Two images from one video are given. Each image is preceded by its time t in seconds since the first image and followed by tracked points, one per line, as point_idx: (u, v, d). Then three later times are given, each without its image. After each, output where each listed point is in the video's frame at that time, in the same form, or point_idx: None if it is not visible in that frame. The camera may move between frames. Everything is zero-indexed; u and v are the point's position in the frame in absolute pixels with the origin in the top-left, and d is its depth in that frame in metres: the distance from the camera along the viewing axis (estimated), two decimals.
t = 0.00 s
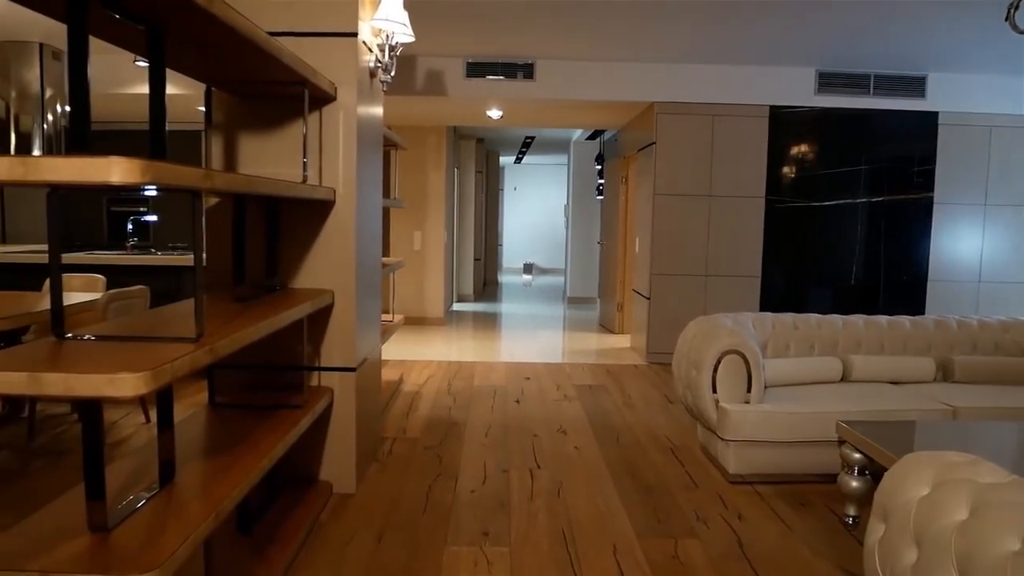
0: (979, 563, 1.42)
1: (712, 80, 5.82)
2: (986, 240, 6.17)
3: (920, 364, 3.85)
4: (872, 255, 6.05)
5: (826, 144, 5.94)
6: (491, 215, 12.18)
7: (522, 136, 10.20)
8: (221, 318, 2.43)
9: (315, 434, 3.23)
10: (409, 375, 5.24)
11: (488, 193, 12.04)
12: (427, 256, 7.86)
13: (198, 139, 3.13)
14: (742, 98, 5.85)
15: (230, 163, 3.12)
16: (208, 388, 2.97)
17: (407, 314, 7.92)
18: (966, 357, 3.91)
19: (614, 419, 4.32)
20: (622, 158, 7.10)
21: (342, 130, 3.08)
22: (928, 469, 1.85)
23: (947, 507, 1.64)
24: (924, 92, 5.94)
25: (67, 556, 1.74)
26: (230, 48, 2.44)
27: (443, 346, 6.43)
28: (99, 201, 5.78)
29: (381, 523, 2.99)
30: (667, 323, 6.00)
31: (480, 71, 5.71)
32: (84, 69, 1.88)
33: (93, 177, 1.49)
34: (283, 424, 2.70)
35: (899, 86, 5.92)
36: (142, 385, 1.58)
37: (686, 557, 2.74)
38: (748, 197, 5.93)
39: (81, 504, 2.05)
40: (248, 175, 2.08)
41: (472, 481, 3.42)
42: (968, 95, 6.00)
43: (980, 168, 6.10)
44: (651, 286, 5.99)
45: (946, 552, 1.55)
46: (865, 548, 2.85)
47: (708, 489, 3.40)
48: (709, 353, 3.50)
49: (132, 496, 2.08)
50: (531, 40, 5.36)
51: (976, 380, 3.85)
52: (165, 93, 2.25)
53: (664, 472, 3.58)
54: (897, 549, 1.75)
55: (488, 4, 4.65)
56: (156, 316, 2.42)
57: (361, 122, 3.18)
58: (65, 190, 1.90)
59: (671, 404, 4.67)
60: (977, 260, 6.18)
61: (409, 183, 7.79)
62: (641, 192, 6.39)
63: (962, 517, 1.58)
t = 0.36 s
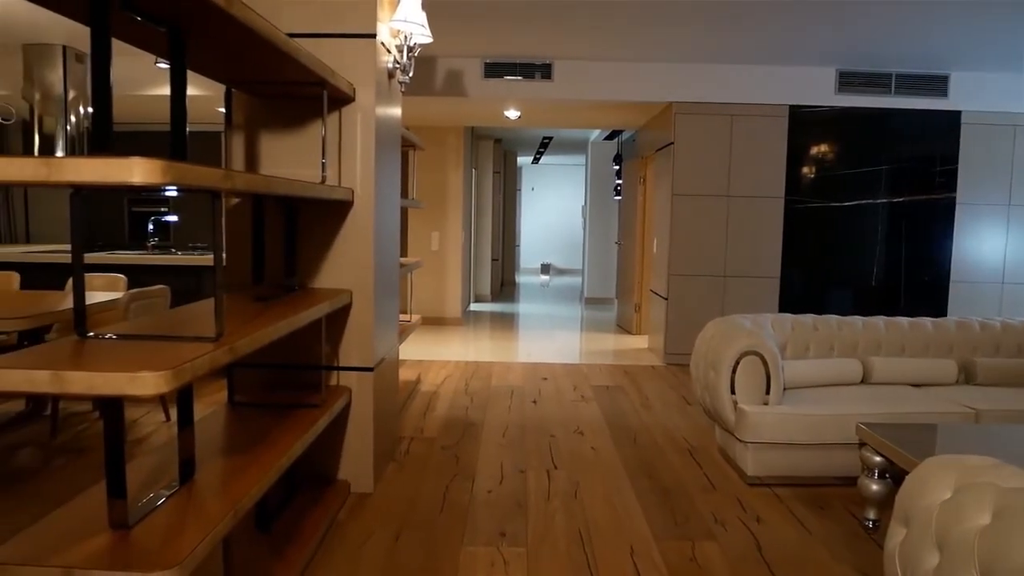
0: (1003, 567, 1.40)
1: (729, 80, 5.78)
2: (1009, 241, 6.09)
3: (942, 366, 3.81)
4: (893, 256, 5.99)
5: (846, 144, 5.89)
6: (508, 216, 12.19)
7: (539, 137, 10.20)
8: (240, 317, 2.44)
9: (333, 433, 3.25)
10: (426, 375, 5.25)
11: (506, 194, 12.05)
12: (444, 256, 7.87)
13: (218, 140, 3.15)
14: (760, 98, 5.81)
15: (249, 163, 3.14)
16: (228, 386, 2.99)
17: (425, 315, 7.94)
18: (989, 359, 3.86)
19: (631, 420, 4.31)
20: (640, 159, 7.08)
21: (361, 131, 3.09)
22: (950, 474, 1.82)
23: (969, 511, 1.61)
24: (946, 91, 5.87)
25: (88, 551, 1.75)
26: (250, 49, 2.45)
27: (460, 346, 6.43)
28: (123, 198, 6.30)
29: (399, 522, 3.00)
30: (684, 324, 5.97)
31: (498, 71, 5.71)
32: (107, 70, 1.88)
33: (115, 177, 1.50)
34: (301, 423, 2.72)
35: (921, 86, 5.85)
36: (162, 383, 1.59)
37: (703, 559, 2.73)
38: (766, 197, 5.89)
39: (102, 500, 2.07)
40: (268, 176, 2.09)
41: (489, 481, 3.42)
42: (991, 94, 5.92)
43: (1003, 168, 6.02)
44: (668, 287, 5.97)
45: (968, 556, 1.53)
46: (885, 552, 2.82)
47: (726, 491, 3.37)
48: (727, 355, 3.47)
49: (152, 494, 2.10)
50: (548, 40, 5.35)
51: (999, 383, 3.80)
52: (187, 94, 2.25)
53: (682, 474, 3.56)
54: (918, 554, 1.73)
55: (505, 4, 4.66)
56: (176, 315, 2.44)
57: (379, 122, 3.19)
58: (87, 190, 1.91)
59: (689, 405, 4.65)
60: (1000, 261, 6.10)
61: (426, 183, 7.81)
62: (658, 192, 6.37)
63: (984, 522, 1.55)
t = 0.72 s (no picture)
0: None
1: (749, 80, 5.73)
2: None
3: (967, 369, 3.76)
4: (917, 258, 5.92)
5: (869, 144, 5.83)
6: (528, 216, 12.18)
7: (560, 137, 10.19)
8: (261, 317, 2.46)
9: (353, 432, 3.26)
10: (446, 375, 5.26)
11: (526, 195, 12.05)
12: (463, 257, 7.89)
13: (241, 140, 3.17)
14: (780, 97, 5.76)
15: (271, 164, 3.16)
16: (249, 385, 3.01)
17: (445, 315, 7.96)
18: (1016, 363, 3.80)
19: (651, 422, 4.29)
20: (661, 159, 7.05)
21: (381, 132, 3.10)
22: (975, 477, 1.79)
23: (995, 516, 1.59)
24: (972, 90, 5.79)
25: (111, 546, 1.77)
26: (272, 51, 2.47)
27: (480, 347, 6.44)
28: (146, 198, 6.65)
29: (418, 522, 3.00)
30: (705, 325, 5.94)
31: (519, 71, 5.71)
32: (132, 71, 1.90)
33: (138, 179, 1.52)
34: (322, 423, 2.73)
35: (946, 84, 5.77)
36: (185, 382, 1.60)
37: (723, 562, 2.70)
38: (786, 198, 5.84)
39: (127, 496, 2.09)
40: (289, 177, 2.11)
41: (508, 482, 3.41)
42: (1019, 92, 5.83)
43: None
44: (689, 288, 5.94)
45: (997, 562, 1.51)
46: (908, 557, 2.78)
47: (746, 494, 3.34)
48: (748, 356, 3.45)
49: (174, 491, 2.11)
50: (567, 40, 5.34)
51: None
52: (210, 95, 2.25)
53: (702, 476, 3.53)
54: (943, 560, 1.71)
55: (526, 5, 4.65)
56: (198, 314, 2.46)
57: (399, 124, 3.20)
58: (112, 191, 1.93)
59: (709, 407, 4.62)
60: None
61: (446, 184, 7.83)
62: (679, 193, 6.34)
63: (1011, 528, 1.53)
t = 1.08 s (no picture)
0: None
1: (772, 80, 5.68)
2: None
3: (997, 372, 3.69)
4: (945, 259, 5.84)
5: (897, 143, 5.75)
6: (551, 216, 12.17)
7: (582, 138, 10.17)
8: (286, 317, 2.47)
9: (376, 431, 3.28)
10: (469, 375, 5.27)
11: (548, 195, 12.05)
12: (486, 257, 7.89)
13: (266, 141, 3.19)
14: (804, 97, 5.70)
15: (295, 165, 3.18)
16: (274, 384, 3.03)
17: (467, 315, 7.98)
18: None
19: (674, 424, 4.26)
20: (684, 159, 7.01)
21: (404, 132, 3.11)
22: (1005, 482, 1.76)
23: None
24: (1003, 88, 5.69)
25: (138, 541, 1.79)
26: (297, 52, 2.48)
27: (502, 347, 6.45)
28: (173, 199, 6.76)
29: (441, 521, 3.01)
30: (728, 327, 5.89)
31: (542, 71, 5.70)
32: (160, 72, 1.91)
33: (166, 180, 1.53)
34: (345, 422, 2.74)
35: (976, 83, 5.68)
36: (211, 380, 1.62)
37: (748, 566, 2.68)
38: (810, 198, 5.77)
39: (154, 492, 2.11)
40: (313, 178, 2.12)
41: (531, 482, 3.41)
42: None
43: None
44: (713, 289, 5.89)
45: None
46: (935, 563, 2.73)
47: (771, 497, 3.31)
48: (773, 359, 3.41)
49: (200, 489, 2.13)
50: (590, 41, 5.32)
51: None
52: (235, 96, 2.26)
53: (725, 479, 3.50)
54: (973, 567, 1.68)
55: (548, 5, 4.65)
56: (224, 314, 2.47)
57: (423, 124, 3.21)
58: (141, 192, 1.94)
59: (733, 409, 4.58)
60: None
61: (468, 185, 7.85)
62: (703, 193, 6.30)
63: None
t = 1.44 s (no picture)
0: None
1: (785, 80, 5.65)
2: None
3: (1015, 375, 3.65)
4: (962, 260, 5.78)
5: (913, 143, 5.71)
6: (564, 217, 12.16)
7: (596, 138, 10.15)
8: (300, 317, 2.48)
9: (389, 430, 3.28)
10: (482, 376, 5.28)
11: (562, 196, 12.04)
12: (499, 258, 7.90)
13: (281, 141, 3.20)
14: (818, 96, 5.66)
15: (310, 165, 3.18)
16: (288, 384, 3.04)
17: (480, 315, 7.99)
18: None
19: (688, 425, 4.25)
20: (698, 159, 6.98)
21: (418, 133, 3.12)
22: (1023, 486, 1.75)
23: None
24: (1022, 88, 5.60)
25: (154, 539, 1.80)
26: (311, 53, 2.49)
27: (516, 348, 6.45)
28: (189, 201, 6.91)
29: (454, 521, 3.01)
30: (742, 328, 5.86)
31: (555, 72, 5.70)
32: (176, 73, 1.92)
33: (182, 180, 1.54)
34: (360, 422, 2.74)
35: (994, 83, 5.59)
36: (225, 379, 1.62)
37: (763, 568, 2.66)
38: (824, 199, 5.73)
39: (170, 491, 2.12)
40: (327, 178, 2.12)
41: (544, 483, 3.40)
42: None
43: None
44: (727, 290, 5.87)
45: None
46: (952, 566, 2.70)
47: (785, 499, 3.29)
48: (787, 360, 3.39)
49: (215, 488, 2.14)
50: (603, 41, 5.31)
51: None
52: (250, 96, 2.26)
53: (740, 480, 3.48)
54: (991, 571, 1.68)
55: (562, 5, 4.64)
56: (240, 313, 2.48)
57: (437, 124, 3.21)
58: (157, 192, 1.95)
59: (747, 411, 4.56)
60: None
61: (482, 185, 7.85)
62: (717, 194, 6.27)
63: None
